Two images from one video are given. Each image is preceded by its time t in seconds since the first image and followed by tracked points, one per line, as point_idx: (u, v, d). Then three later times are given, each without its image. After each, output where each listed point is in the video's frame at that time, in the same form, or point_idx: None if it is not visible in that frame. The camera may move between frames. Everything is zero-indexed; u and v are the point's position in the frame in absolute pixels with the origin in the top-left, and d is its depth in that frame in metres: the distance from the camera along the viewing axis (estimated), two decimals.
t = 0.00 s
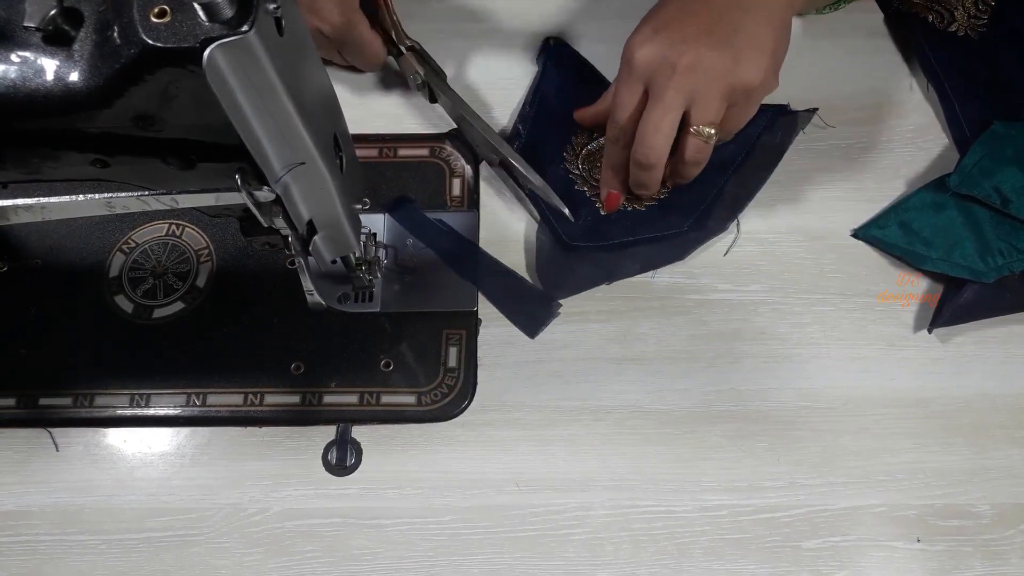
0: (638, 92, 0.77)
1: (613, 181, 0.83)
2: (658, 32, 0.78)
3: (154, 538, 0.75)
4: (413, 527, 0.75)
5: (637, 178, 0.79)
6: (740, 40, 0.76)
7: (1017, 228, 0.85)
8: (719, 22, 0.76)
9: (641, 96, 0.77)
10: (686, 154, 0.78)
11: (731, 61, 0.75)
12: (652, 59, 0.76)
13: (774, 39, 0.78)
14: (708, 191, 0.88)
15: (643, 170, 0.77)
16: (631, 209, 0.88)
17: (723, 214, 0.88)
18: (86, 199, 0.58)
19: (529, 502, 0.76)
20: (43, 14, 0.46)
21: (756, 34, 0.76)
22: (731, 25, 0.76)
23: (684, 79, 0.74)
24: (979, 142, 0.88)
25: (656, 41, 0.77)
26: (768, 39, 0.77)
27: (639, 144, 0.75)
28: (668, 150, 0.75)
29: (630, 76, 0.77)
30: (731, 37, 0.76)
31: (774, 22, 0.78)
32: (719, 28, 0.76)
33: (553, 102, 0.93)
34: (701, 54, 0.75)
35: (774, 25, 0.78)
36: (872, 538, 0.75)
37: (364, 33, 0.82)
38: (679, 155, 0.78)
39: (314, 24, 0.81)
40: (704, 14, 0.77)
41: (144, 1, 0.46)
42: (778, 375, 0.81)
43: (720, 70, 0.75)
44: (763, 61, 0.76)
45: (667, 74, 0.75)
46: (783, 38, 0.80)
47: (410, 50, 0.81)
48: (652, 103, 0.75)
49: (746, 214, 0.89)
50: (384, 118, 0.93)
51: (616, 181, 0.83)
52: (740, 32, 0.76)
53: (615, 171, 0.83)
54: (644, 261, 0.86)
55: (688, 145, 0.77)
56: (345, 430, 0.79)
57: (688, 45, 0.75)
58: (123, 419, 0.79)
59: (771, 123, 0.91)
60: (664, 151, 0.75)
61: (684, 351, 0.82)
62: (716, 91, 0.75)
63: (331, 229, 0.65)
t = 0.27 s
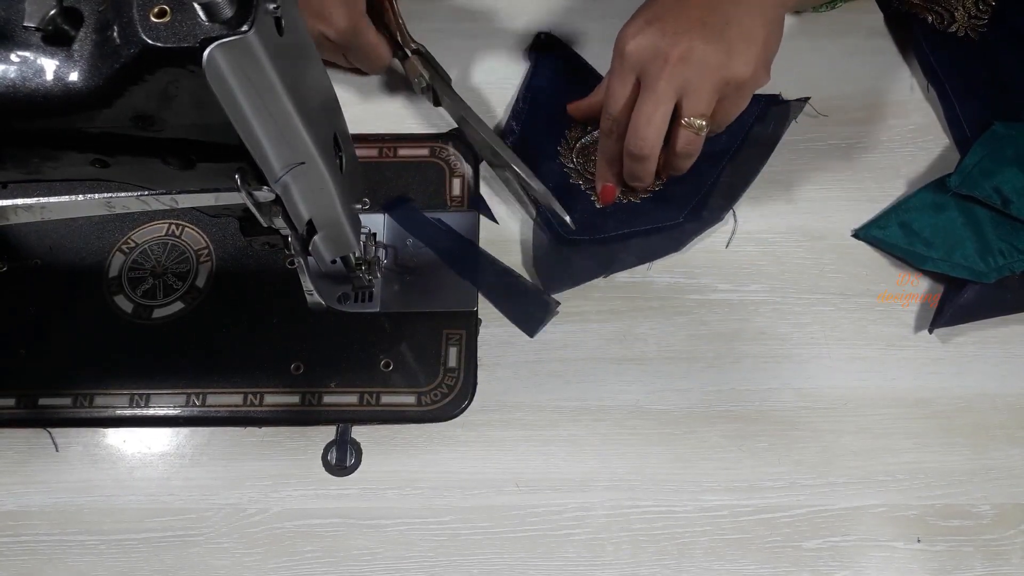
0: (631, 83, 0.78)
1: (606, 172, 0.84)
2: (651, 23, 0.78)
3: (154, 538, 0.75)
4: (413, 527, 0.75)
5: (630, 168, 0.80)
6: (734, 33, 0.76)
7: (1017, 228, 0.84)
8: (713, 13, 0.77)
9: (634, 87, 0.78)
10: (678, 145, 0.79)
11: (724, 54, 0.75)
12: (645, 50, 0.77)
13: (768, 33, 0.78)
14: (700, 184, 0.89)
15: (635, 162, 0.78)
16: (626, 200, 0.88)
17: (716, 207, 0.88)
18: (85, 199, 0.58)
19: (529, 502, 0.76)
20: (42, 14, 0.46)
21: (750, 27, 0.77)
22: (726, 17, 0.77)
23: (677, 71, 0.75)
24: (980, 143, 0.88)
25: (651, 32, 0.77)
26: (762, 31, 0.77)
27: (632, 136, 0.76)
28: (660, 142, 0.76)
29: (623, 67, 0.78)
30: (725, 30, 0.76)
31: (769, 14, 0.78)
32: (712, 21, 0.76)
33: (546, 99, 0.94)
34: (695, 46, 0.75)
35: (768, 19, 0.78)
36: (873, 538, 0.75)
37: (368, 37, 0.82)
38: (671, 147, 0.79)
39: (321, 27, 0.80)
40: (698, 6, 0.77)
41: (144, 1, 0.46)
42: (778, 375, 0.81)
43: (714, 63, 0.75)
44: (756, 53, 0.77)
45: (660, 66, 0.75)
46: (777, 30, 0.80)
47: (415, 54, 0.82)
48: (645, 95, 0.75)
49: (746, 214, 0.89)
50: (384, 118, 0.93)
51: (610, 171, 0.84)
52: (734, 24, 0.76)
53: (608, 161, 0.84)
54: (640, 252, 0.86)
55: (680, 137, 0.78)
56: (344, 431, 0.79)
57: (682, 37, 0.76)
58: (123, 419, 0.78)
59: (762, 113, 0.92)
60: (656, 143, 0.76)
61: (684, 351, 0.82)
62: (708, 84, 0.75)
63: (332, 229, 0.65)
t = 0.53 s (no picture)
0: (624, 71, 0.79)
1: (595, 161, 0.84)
2: (646, 13, 0.79)
3: (154, 538, 0.75)
4: (413, 527, 0.75)
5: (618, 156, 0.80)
6: (726, 25, 0.77)
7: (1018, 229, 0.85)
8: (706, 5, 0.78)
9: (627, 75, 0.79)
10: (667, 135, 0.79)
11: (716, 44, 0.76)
12: (639, 39, 0.78)
13: (759, 28, 0.79)
14: (689, 177, 0.89)
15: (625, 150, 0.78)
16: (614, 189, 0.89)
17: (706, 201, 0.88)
18: (85, 199, 0.58)
19: (529, 502, 0.76)
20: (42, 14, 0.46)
21: (742, 20, 0.78)
22: (718, 9, 0.78)
23: (669, 59, 0.76)
24: (981, 145, 0.88)
25: (645, 21, 0.78)
26: (754, 25, 0.79)
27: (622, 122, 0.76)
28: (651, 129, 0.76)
29: (617, 54, 0.79)
30: (717, 21, 0.77)
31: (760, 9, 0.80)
32: (704, 11, 0.78)
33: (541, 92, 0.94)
34: (687, 36, 0.76)
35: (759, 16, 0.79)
36: (873, 538, 0.75)
37: (409, 66, 0.83)
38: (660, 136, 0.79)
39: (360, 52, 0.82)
40: None
41: (144, 1, 0.46)
42: (778, 375, 0.81)
43: (706, 52, 0.76)
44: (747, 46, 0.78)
45: (653, 54, 0.76)
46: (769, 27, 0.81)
47: (449, 81, 0.82)
48: (638, 82, 0.76)
49: (746, 214, 0.89)
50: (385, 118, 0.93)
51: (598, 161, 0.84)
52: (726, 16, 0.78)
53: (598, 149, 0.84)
54: (624, 241, 0.87)
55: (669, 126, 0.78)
56: (344, 431, 0.79)
57: (676, 26, 0.77)
58: (123, 419, 0.78)
59: (756, 111, 0.92)
60: (647, 129, 0.76)
61: (684, 351, 0.82)
62: (699, 73, 0.76)
63: (332, 229, 0.65)
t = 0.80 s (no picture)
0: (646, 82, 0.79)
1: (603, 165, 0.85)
2: (675, 23, 0.78)
3: (155, 538, 0.75)
4: (413, 526, 0.75)
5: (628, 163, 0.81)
6: (754, 42, 0.77)
7: (1017, 229, 0.84)
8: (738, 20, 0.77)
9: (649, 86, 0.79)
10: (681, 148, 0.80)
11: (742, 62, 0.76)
12: (665, 51, 0.77)
13: (790, 43, 0.78)
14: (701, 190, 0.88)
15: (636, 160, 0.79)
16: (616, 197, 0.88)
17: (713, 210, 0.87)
18: (87, 199, 0.58)
19: (529, 501, 0.76)
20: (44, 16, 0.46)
21: (773, 37, 0.77)
22: (749, 24, 0.77)
23: (693, 76, 0.76)
24: (978, 147, 0.87)
25: (673, 33, 0.78)
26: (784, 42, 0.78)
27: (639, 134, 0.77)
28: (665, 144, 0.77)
29: (641, 64, 0.79)
30: (746, 38, 0.77)
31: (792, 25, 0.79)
32: (735, 26, 0.77)
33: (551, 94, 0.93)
34: (714, 53, 0.76)
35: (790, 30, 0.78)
36: (872, 538, 0.75)
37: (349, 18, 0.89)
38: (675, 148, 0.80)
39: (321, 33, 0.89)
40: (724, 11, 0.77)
41: (145, 2, 0.46)
42: (778, 375, 0.82)
43: (730, 71, 0.76)
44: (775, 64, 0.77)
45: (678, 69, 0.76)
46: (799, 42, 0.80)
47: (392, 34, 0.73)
48: (659, 95, 0.77)
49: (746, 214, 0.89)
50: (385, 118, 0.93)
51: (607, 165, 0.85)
52: (756, 33, 0.77)
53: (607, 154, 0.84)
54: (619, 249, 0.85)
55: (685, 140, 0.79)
56: (345, 430, 0.79)
57: (703, 41, 0.76)
58: (124, 418, 0.79)
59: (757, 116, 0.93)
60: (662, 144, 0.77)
61: (684, 351, 0.82)
62: (722, 90, 0.76)
63: (332, 229, 0.65)
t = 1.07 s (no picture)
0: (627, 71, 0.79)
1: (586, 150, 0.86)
2: (658, 12, 0.78)
3: (154, 538, 0.75)
4: (413, 527, 0.75)
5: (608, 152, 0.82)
6: (736, 35, 0.76)
7: (1018, 229, 0.85)
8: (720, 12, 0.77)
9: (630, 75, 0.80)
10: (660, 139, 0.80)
11: (723, 55, 0.76)
12: (647, 41, 0.78)
13: (772, 38, 0.78)
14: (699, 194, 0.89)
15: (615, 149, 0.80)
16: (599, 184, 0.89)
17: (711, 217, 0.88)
18: (86, 199, 0.58)
19: (529, 502, 0.76)
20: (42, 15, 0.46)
21: (756, 31, 0.77)
22: (732, 17, 0.77)
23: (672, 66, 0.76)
24: (978, 147, 0.87)
25: (656, 23, 0.78)
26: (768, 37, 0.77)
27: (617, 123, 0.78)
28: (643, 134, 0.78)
29: (623, 52, 0.79)
30: (728, 31, 0.76)
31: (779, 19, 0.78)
32: (718, 18, 0.77)
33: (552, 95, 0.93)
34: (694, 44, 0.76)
35: (774, 24, 0.78)
36: (873, 538, 0.75)
37: None
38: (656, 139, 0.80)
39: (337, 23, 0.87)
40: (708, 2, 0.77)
41: (144, 1, 0.46)
42: (778, 375, 0.81)
43: (710, 63, 0.76)
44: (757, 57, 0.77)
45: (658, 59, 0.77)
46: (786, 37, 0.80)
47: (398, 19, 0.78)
48: (638, 85, 0.77)
49: (746, 214, 0.89)
50: (385, 118, 0.93)
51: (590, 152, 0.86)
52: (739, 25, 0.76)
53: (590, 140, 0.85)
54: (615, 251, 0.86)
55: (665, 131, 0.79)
56: (345, 430, 0.79)
57: (685, 32, 0.76)
58: (123, 419, 0.78)
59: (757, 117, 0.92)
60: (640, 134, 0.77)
61: (684, 351, 0.82)
62: (701, 82, 0.76)
63: (332, 229, 0.65)
